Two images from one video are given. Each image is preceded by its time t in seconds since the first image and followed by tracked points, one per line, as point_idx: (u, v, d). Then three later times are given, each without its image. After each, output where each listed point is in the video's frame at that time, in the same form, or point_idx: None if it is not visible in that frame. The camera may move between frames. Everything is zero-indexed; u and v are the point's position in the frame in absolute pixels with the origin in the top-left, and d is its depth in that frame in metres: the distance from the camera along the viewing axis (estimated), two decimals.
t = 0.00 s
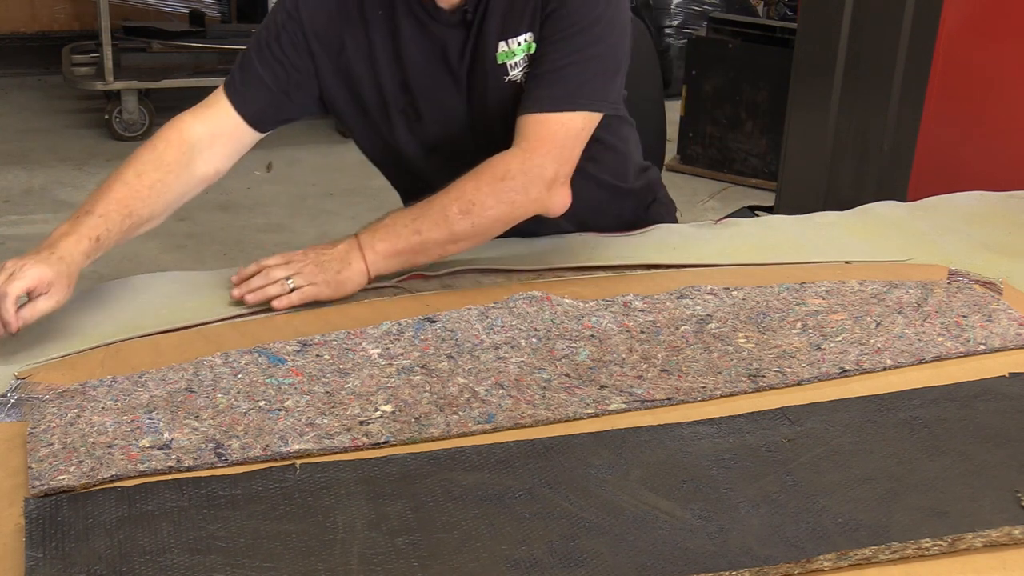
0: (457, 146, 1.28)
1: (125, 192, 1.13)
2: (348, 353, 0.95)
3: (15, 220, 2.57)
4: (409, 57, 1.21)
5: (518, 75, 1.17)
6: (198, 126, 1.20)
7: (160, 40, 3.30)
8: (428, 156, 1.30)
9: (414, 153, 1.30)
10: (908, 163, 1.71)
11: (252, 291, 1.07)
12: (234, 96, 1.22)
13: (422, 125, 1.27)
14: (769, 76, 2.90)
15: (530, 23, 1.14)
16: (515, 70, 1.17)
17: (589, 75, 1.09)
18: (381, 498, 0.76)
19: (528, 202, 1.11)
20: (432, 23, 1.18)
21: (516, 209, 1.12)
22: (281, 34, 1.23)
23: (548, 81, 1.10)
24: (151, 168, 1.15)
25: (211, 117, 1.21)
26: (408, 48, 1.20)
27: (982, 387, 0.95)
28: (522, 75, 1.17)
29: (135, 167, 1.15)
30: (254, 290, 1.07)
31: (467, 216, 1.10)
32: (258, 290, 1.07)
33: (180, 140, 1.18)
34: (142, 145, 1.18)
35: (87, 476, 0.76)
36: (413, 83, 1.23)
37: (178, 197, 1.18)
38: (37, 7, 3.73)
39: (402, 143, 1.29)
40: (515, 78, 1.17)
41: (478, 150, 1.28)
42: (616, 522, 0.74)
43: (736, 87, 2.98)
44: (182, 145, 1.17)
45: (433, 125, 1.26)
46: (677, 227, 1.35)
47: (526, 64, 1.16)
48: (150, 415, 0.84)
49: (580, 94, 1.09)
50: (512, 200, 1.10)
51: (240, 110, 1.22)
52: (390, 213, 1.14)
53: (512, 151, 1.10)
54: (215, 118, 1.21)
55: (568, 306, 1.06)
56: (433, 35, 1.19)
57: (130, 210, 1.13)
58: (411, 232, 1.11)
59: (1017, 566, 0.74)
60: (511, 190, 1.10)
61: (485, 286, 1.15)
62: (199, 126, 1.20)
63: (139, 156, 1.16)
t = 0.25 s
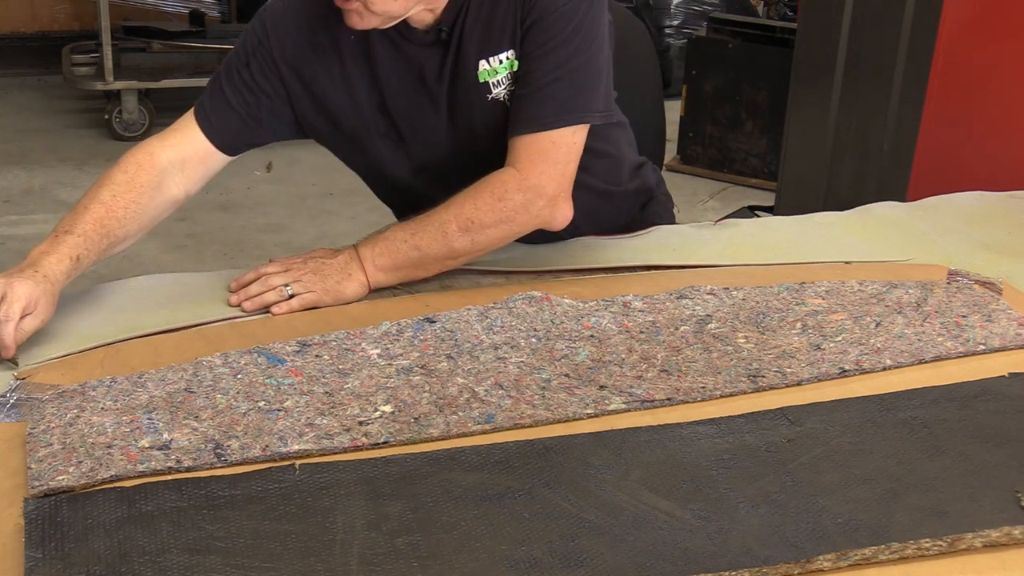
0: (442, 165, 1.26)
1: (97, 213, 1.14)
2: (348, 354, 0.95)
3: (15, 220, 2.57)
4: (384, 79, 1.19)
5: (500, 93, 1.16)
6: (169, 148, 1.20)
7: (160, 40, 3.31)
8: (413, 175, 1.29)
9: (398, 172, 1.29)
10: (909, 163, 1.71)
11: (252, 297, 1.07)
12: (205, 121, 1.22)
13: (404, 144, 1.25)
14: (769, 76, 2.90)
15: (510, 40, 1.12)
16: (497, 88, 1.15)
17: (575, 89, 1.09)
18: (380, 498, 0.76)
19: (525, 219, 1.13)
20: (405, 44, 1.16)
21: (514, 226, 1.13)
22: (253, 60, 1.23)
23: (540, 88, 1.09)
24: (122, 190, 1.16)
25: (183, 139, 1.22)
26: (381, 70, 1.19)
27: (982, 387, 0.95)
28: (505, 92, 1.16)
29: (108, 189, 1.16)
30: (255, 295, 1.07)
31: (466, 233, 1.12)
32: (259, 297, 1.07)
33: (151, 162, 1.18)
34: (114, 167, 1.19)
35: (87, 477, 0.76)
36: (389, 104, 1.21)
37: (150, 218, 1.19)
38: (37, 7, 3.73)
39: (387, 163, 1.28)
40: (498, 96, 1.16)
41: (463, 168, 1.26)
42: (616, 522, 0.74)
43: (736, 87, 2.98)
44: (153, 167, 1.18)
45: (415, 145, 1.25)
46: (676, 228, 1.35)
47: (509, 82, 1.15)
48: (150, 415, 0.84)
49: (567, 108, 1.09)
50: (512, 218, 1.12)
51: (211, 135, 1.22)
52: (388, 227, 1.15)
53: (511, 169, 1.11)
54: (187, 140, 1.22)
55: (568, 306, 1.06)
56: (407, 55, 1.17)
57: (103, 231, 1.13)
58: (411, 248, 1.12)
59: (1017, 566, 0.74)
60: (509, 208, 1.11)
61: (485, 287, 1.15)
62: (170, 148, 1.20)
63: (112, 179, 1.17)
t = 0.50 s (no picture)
0: (438, 172, 1.26)
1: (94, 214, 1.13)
2: (348, 354, 0.95)
3: (15, 220, 2.57)
4: (378, 86, 1.19)
5: (497, 98, 1.15)
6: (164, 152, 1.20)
7: (160, 40, 3.31)
8: (410, 182, 1.28)
9: (394, 179, 1.28)
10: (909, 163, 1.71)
11: (253, 297, 1.07)
12: (198, 125, 1.22)
13: (399, 151, 1.25)
14: (769, 76, 2.90)
15: (505, 44, 1.12)
16: (494, 93, 1.15)
17: (571, 91, 1.09)
18: (380, 498, 0.76)
19: (526, 222, 1.13)
20: (399, 51, 1.16)
21: (514, 229, 1.14)
22: (247, 65, 1.23)
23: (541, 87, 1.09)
24: (119, 192, 1.15)
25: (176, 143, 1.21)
26: (375, 76, 1.19)
27: (982, 387, 0.95)
28: (502, 97, 1.15)
29: (103, 191, 1.15)
30: (255, 296, 1.07)
31: (466, 235, 1.12)
32: (259, 297, 1.07)
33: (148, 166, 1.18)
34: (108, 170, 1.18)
35: (87, 476, 0.76)
36: (384, 111, 1.21)
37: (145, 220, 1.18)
38: (37, 7, 3.73)
39: (382, 169, 1.27)
40: (495, 101, 1.16)
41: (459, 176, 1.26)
42: (616, 522, 0.74)
43: (736, 87, 2.98)
44: (150, 171, 1.18)
45: (411, 152, 1.24)
46: (676, 228, 1.35)
47: (506, 87, 1.15)
48: (150, 415, 0.84)
49: (565, 110, 1.09)
50: (512, 221, 1.12)
51: (203, 139, 1.22)
52: (389, 227, 1.15)
53: (512, 172, 1.12)
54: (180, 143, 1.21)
55: (568, 306, 1.06)
56: (401, 62, 1.17)
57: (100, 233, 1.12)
58: (411, 250, 1.12)
59: (1017, 566, 0.74)
60: (510, 211, 1.11)
61: (485, 287, 1.15)
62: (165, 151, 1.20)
63: (106, 181, 1.16)
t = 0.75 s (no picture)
0: (441, 169, 1.26)
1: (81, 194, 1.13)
2: (348, 354, 0.95)
3: (15, 220, 2.57)
4: (384, 80, 1.19)
5: (500, 96, 1.15)
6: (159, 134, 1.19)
7: (160, 40, 3.32)
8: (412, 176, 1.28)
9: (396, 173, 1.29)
10: (908, 163, 1.71)
11: (253, 297, 1.07)
12: (196, 109, 1.22)
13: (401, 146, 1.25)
14: (769, 76, 2.90)
15: (508, 42, 1.12)
16: (496, 91, 1.15)
17: (572, 90, 1.09)
18: (380, 498, 0.76)
19: (525, 220, 1.13)
20: (404, 47, 1.16)
21: (513, 227, 1.14)
22: (252, 55, 1.23)
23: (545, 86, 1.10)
24: (111, 175, 1.14)
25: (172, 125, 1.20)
26: (379, 72, 1.19)
27: (982, 387, 0.95)
28: (504, 95, 1.15)
29: (94, 170, 1.14)
30: (255, 296, 1.07)
31: (465, 233, 1.13)
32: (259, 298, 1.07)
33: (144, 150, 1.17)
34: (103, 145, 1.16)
35: (87, 477, 0.76)
36: (386, 106, 1.22)
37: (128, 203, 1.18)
38: (37, 7, 3.73)
39: (386, 164, 1.27)
40: (497, 99, 1.16)
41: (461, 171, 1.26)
42: (616, 522, 0.74)
43: (736, 87, 2.98)
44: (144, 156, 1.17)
45: (415, 147, 1.24)
46: (676, 228, 1.35)
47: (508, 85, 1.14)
48: (150, 415, 0.84)
49: (566, 109, 1.09)
50: (511, 219, 1.12)
51: (201, 123, 1.22)
52: (387, 226, 1.15)
53: (511, 170, 1.12)
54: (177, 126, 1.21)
55: (567, 306, 1.06)
56: (405, 59, 1.17)
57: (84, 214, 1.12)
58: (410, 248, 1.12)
59: (1017, 566, 0.74)
60: (508, 209, 1.12)
61: (485, 287, 1.15)
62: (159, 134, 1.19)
63: (99, 159, 1.15)
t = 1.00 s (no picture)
0: (448, 162, 1.27)
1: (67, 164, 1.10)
2: (348, 354, 0.95)
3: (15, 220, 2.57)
4: (397, 72, 1.20)
5: (510, 94, 1.16)
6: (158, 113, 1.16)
7: (160, 40, 3.32)
8: (417, 166, 1.29)
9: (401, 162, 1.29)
10: (909, 164, 1.71)
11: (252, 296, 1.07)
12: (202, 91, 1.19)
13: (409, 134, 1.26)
14: (769, 76, 2.90)
15: (521, 41, 1.12)
16: (506, 89, 1.15)
17: (583, 91, 1.09)
18: (381, 497, 0.76)
19: (525, 221, 1.13)
20: (416, 38, 1.17)
21: (514, 228, 1.14)
22: (263, 40, 1.22)
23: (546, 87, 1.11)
24: (100, 151, 1.11)
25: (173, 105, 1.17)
26: (393, 60, 1.19)
27: (982, 387, 0.95)
28: (514, 94, 1.16)
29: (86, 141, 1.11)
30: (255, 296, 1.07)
31: (466, 233, 1.13)
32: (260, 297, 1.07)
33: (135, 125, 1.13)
34: (100, 118, 1.13)
35: (87, 477, 0.76)
36: (398, 95, 1.22)
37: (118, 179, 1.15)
38: (37, 7, 3.73)
39: (394, 154, 1.28)
40: (507, 96, 1.16)
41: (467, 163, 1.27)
42: (616, 522, 0.74)
43: (736, 87, 2.98)
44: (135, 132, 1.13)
45: (424, 138, 1.25)
46: (677, 228, 1.35)
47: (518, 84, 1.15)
48: (150, 415, 0.84)
49: (576, 111, 1.09)
50: (512, 220, 1.13)
51: (209, 106, 1.19)
52: (388, 227, 1.15)
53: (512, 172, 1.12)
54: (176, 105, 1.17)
55: (567, 306, 1.06)
56: (419, 51, 1.18)
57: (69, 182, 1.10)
58: (411, 249, 1.12)
59: (1017, 566, 0.74)
60: (509, 210, 1.12)
61: (485, 287, 1.15)
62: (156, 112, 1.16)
63: (93, 131, 1.12)
